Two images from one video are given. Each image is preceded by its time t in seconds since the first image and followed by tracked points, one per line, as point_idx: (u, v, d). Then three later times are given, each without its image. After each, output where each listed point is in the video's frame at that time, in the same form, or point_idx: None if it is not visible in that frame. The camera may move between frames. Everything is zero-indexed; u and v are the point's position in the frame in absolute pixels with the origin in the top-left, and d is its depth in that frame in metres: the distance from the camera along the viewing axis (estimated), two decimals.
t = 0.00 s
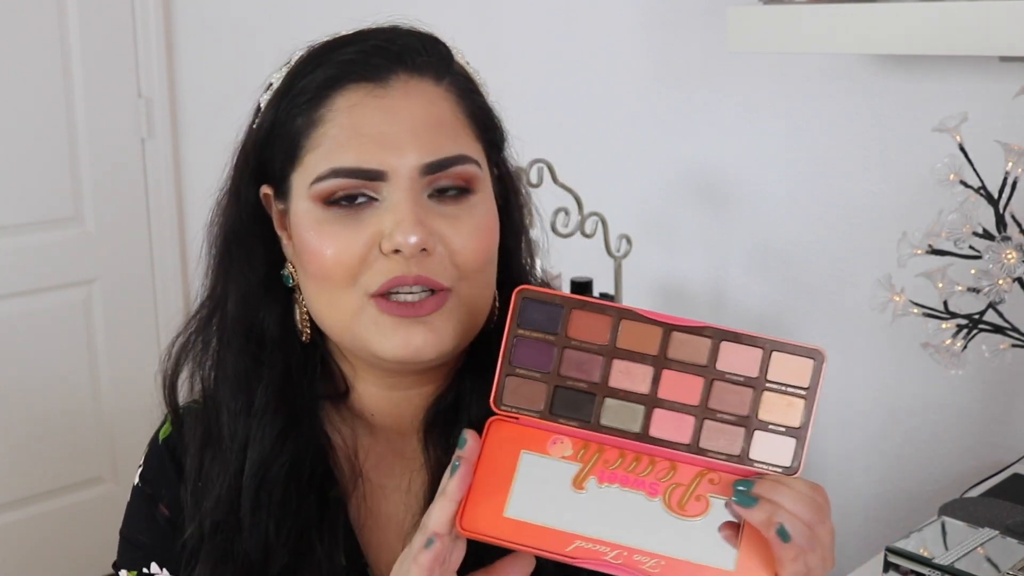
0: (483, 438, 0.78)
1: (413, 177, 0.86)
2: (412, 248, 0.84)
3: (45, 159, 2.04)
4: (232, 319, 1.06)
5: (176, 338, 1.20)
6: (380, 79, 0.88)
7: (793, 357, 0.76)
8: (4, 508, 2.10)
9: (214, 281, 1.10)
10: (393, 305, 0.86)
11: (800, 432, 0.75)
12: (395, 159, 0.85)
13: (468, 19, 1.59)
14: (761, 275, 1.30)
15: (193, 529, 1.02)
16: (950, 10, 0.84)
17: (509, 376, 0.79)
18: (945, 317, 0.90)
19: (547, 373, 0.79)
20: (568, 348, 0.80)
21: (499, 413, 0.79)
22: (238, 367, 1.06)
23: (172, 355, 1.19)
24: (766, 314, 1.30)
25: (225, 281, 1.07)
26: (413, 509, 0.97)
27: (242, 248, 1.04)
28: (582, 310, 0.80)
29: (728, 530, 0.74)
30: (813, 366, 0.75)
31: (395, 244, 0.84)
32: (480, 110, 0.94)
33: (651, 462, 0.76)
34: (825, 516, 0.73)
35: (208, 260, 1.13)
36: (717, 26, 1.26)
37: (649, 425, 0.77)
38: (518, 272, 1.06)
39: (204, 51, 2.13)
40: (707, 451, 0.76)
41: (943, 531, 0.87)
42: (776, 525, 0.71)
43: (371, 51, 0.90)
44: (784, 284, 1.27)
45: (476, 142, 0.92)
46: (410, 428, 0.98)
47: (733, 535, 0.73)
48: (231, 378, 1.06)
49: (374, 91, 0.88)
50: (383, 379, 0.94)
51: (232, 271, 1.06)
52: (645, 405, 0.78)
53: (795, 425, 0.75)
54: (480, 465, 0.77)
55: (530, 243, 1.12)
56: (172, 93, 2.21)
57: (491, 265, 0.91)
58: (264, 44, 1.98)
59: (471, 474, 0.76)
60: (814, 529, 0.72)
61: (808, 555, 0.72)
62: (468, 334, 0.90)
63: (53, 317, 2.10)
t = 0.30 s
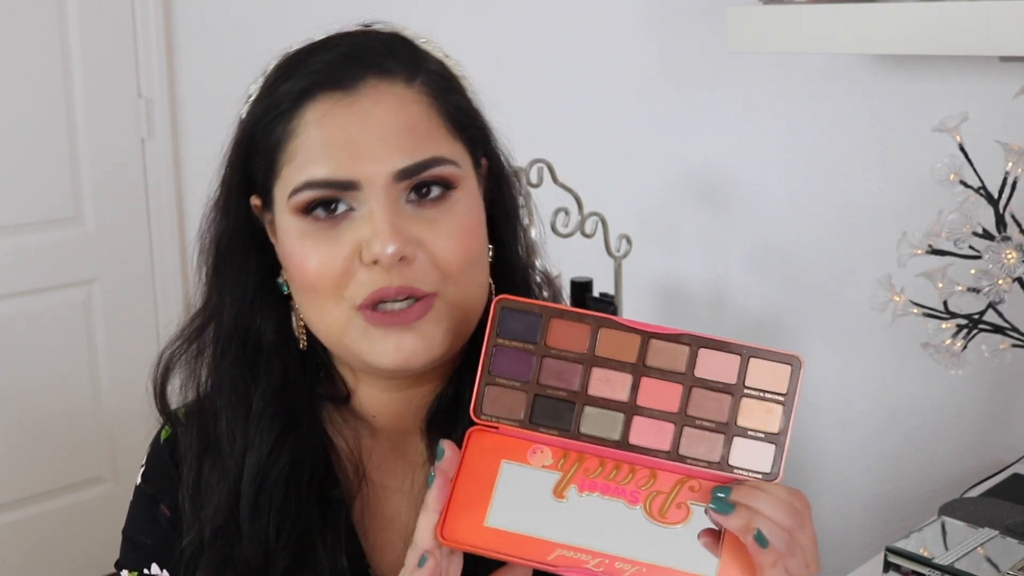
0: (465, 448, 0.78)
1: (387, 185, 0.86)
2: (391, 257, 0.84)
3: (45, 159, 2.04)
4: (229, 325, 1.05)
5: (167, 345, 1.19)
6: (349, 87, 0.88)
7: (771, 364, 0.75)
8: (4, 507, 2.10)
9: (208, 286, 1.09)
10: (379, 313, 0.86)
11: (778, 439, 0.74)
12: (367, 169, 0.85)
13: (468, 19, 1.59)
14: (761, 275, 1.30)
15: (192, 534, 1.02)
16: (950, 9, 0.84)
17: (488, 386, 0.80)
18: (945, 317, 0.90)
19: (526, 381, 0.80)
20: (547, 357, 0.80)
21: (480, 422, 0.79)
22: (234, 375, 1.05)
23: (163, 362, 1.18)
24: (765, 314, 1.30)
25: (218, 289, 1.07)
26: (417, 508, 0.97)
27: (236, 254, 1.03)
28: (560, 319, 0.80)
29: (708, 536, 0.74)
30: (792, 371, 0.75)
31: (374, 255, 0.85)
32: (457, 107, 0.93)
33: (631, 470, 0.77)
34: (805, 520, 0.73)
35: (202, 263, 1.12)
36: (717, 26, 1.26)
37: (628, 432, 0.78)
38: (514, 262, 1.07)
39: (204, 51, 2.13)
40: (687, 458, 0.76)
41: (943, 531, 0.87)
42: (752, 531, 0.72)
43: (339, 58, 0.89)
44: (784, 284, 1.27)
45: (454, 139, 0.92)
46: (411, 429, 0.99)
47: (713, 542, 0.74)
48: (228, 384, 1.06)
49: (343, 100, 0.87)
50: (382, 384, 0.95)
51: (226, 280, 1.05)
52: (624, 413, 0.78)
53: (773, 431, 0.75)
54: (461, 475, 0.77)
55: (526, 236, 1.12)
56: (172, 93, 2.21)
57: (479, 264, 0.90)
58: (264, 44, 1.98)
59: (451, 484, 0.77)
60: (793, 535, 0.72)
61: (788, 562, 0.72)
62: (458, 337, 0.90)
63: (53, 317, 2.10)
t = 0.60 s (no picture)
0: (461, 458, 0.79)
1: (379, 179, 0.86)
2: (387, 251, 0.84)
3: (45, 159, 2.05)
4: (223, 332, 1.06)
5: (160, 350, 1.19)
6: (334, 84, 0.88)
7: (772, 376, 0.75)
8: (4, 508, 2.10)
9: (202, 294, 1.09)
10: (383, 313, 0.86)
11: (778, 452, 0.74)
12: (358, 164, 0.85)
13: (468, 20, 1.59)
14: (760, 275, 1.30)
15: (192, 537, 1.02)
16: (950, 9, 0.84)
17: (487, 394, 0.80)
18: (945, 317, 0.90)
19: (525, 390, 0.80)
20: (547, 365, 0.80)
21: (478, 429, 0.80)
22: (229, 383, 1.06)
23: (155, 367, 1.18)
24: (765, 314, 1.30)
25: (212, 296, 1.07)
26: (416, 509, 0.97)
27: (229, 260, 1.04)
28: (560, 327, 0.80)
29: (707, 546, 0.74)
30: (793, 383, 0.74)
31: (370, 250, 0.85)
32: (443, 100, 0.94)
33: (630, 479, 0.77)
34: (804, 533, 0.73)
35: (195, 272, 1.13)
36: (717, 26, 1.26)
37: (628, 442, 0.78)
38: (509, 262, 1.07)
39: (205, 51, 2.13)
40: (686, 468, 0.76)
41: (943, 531, 0.87)
42: (748, 546, 0.71)
43: (322, 57, 0.90)
44: (784, 285, 1.27)
45: (441, 131, 0.92)
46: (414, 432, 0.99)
47: (712, 552, 0.73)
48: (224, 389, 1.06)
49: (328, 97, 0.87)
50: (384, 389, 0.95)
51: (220, 288, 1.06)
52: (623, 422, 0.78)
53: (774, 444, 0.75)
54: (458, 486, 0.78)
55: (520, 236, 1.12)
56: (172, 93, 2.21)
57: (473, 256, 0.90)
58: (264, 44, 1.98)
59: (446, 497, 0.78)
60: (791, 548, 0.72)
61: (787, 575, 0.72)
62: (457, 331, 0.90)
63: (53, 317, 2.10)
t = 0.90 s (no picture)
0: (593, 360, 0.83)
1: (466, 164, 0.87)
2: (478, 233, 0.84)
3: (45, 159, 2.05)
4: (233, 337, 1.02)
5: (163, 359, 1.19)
6: (411, 75, 0.88)
7: (891, 411, 0.73)
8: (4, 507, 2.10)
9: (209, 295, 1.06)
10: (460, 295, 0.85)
11: (865, 481, 0.72)
12: (451, 149, 0.86)
13: (468, 20, 1.59)
14: (760, 275, 1.30)
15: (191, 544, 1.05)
16: (950, 8, 0.84)
17: (632, 312, 0.83)
18: (945, 317, 0.91)
19: (666, 324, 0.81)
20: (694, 310, 0.80)
21: (609, 343, 0.84)
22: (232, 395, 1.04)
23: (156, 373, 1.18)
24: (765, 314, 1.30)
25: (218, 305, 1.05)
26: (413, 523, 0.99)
27: (235, 263, 1.01)
28: (720, 282, 0.79)
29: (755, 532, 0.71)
30: (910, 423, 0.72)
31: (461, 232, 0.84)
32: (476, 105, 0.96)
33: (725, 445, 0.75)
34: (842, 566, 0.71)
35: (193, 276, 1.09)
36: (717, 26, 1.26)
37: (733, 410, 0.76)
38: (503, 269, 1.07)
39: (205, 51, 2.13)
40: (773, 456, 0.74)
41: (942, 531, 0.87)
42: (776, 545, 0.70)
43: (391, 49, 0.90)
44: (783, 285, 1.27)
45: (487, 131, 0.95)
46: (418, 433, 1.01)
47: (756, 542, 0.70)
48: (227, 400, 1.05)
49: (409, 86, 0.87)
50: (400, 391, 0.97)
51: (226, 298, 1.03)
52: (738, 389, 0.77)
53: (862, 472, 0.72)
54: (579, 378, 0.81)
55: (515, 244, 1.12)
56: (172, 93, 2.21)
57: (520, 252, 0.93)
58: (264, 44, 1.98)
59: (566, 381, 0.81)
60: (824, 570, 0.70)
61: None
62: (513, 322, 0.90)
63: (53, 317, 2.10)
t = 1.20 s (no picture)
0: (720, 360, 0.84)
1: (484, 181, 0.87)
2: (492, 253, 0.84)
3: (44, 159, 2.05)
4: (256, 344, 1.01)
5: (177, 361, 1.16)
6: (436, 87, 0.88)
7: (958, 451, 0.68)
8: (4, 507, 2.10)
9: (221, 300, 1.04)
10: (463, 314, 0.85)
11: (911, 515, 0.70)
12: (471, 167, 0.85)
13: (468, 20, 1.59)
14: (760, 276, 1.30)
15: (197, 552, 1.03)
16: (950, 9, 0.84)
17: (762, 325, 0.83)
18: (945, 317, 0.91)
19: (786, 339, 0.81)
20: (812, 328, 0.79)
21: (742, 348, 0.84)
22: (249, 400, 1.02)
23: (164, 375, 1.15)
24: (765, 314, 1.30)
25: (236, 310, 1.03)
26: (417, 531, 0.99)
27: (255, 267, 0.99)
28: (841, 306, 0.77)
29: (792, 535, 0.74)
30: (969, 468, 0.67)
31: (477, 250, 0.84)
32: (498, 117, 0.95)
33: (806, 461, 0.78)
34: None
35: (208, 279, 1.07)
36: (717, 26, 1.26)
37: (818, 426, 0.77)
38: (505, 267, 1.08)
39: (205, 51, 2.13)
40: (838, 475, 0.75)
41: (943, 531, 0.87)
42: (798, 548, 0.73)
43: (418, 58, 0.89)
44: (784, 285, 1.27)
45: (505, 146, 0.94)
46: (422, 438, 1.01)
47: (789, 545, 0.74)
48: (240, 408, 1.03)
49: (433, 98, 0.87)
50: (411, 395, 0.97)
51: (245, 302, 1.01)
52: (828, 408, 0.77)
53: (915, 506, 0.69)
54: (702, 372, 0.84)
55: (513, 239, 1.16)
56: (172, 93, 2.21)
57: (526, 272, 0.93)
58: (264, 44, 1.98)
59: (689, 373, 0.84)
60: None
61: None
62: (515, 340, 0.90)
63: (53, 316, 2.10)
